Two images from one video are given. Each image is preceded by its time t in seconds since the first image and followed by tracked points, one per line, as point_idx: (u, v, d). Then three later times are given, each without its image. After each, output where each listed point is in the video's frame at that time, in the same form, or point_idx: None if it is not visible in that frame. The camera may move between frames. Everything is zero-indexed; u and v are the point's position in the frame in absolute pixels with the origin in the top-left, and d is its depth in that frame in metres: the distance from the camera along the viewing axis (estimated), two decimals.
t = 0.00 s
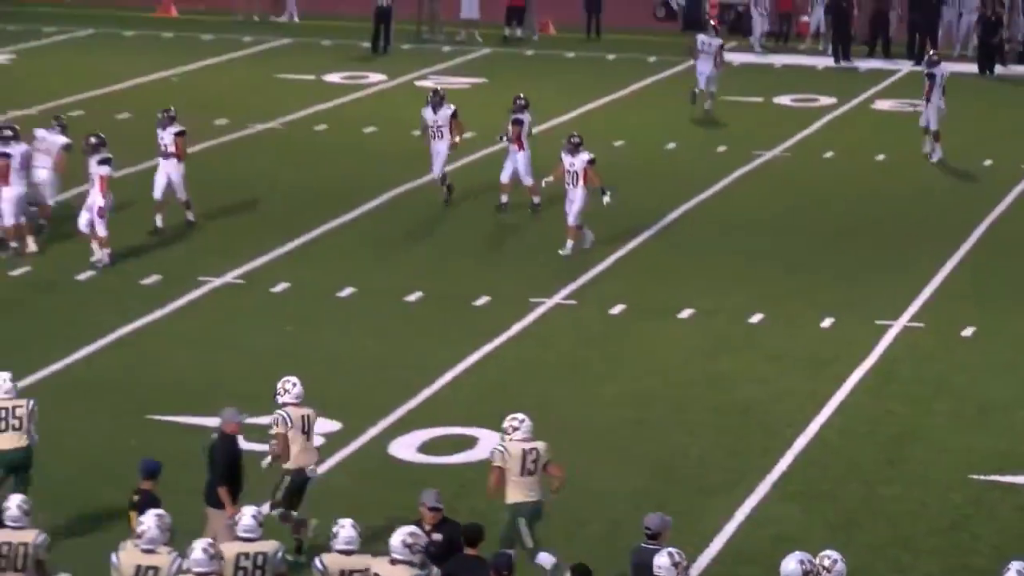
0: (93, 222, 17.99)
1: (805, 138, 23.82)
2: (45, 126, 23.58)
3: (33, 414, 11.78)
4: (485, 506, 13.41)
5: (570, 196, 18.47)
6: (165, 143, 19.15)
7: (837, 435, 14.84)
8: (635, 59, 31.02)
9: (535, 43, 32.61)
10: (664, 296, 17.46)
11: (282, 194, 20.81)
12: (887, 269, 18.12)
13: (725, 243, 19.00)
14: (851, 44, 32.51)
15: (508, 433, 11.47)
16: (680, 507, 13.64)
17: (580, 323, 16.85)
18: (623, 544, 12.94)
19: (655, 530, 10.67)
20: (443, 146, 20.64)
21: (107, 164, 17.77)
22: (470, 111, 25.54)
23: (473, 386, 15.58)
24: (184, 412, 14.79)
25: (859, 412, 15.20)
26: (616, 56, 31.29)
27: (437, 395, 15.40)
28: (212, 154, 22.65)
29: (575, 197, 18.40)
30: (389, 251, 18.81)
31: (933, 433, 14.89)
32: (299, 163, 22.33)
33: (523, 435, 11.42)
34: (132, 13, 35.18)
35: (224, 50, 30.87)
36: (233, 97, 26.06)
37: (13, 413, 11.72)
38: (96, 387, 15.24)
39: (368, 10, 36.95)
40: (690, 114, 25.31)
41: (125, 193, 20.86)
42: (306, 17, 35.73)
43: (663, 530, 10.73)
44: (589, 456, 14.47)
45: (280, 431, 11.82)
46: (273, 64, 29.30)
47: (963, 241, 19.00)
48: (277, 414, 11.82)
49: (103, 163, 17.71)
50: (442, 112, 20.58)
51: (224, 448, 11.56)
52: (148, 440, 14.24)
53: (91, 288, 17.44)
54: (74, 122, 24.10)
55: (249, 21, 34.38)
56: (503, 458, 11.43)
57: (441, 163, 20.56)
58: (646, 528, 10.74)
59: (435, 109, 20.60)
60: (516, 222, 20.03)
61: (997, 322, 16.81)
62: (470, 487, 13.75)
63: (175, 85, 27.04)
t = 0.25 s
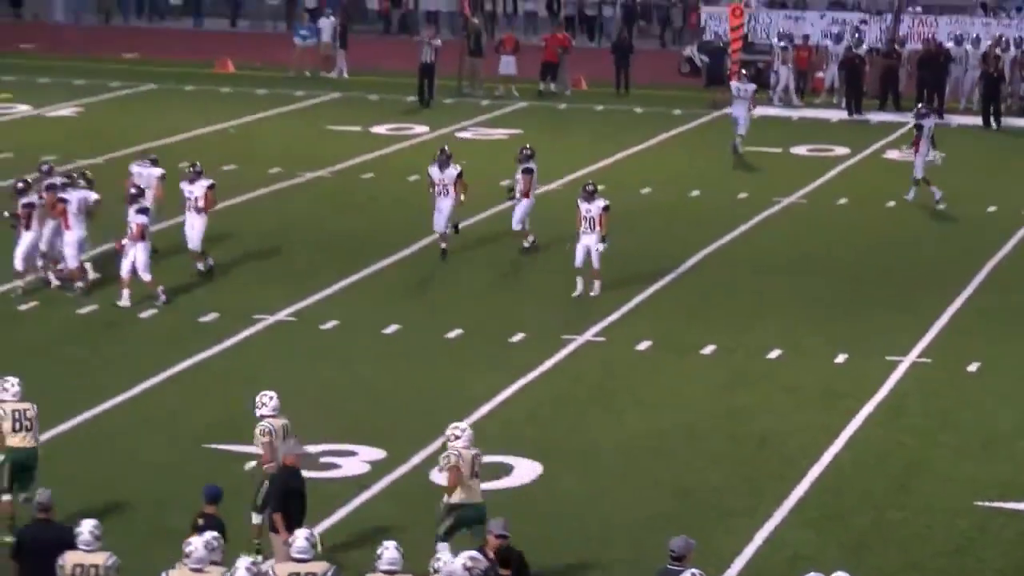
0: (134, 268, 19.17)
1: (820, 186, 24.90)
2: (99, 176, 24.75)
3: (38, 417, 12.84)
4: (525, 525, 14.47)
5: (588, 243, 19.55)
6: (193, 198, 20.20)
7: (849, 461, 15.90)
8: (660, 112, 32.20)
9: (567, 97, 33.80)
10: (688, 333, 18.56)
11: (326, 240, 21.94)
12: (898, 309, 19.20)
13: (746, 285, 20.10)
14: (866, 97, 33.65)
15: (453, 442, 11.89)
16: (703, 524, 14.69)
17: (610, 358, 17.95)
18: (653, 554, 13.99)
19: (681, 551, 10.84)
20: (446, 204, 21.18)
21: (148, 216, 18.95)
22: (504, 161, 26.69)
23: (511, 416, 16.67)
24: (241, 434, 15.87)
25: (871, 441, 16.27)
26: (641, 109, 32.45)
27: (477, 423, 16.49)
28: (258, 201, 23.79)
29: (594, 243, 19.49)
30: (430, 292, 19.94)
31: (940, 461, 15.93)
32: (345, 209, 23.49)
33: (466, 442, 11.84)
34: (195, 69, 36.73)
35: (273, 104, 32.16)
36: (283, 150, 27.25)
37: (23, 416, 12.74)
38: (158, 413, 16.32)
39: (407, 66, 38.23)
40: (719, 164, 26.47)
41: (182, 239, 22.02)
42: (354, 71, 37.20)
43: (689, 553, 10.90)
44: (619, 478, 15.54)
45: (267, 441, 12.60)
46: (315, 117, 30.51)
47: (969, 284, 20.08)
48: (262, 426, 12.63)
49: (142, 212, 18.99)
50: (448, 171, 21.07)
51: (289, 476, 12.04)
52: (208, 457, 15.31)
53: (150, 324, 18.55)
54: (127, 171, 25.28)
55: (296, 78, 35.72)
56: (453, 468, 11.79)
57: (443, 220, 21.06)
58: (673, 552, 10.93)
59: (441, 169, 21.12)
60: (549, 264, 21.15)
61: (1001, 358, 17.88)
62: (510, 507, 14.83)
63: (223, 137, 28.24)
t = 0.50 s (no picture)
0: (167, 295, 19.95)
1: (835, 217, 25.82)
2: (151, 209, 25.82)
3: (48, 413, 14.32)
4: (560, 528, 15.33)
5: (601, 274, 20.34)
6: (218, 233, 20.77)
7: (866, 472, 16.76)
8: (685, 147, 33.15)
9: (596, 132, 34.83)
10: (711, 356, 19.48)
11: (365, 270, 22.89)
12: (911, 335, 20.11)
13: (766, 311, 21.01)
14: (881, 133, 34.61)
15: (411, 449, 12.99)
16: (729, 525, 15.54)
17: (637, 380, 18.85)
18: (681, 553, 14.84)
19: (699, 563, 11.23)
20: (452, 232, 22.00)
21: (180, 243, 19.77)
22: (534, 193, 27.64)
23: (545, 431, 17.56)
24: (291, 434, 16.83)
25: (886, 455, 17.14)
26: (667, 144, 33.47)
27: (514, 437, 17.37)
28: (301, 231, 24.81)
29: (606, 275, 20.28)
30: (465, 317, 20.87)
31: (951, 473, 16.79)
32: (383, 240, 24.44)
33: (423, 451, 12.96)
34: (244, 108, 37.99)
35: (318, 139, 33.33)
36: (322, 183, 28.24)
37: (33, 409, 14.24)
38: (212, 422, 17.28)
39: (444, 104, 39.35)
40: (741, 197, 27.42)
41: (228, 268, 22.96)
42: (395, 109, 38.38)
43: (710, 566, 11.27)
44: (648, 485, 16.40)
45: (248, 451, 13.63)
46: (357, 152, 31.59)
47: (978, 311, 20.99)
48: (243, 438, 13.64)
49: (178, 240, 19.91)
50: (451, 200, 21.88)
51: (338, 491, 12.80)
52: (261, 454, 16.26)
53: (199, 347, 19.51)
54: (175, 204, 26.35)
55: (340, 116, 36.93)
56: (411, 473, 12.99)
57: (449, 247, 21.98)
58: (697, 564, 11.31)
59: (446, 197, 21.93)
60: (579, 291, 22.06)
61: (1008, 381, 18.78)
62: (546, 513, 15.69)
63: (270, 171, 29.34)
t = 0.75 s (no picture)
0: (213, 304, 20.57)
1: (869, 229, 26.57)
2: (214, 220, 26.77)
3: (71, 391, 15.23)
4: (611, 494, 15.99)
5: (633, 280, 21.16)
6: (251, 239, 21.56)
7: (903, 456, 17.45)
8: (726, 160, 33.92)
9: (641, 146, 35.68)
10: (749, 362, 20.26)
11: (419, 277, 23.72)
12: (941, 342, 20.89)
13: (802, 320, 21.78)
14: (914, 148, 35.39)
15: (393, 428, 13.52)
16: (773, 494, 16.20)
17: (680, 380, 19.60)
18: (728, 518, 15.49)
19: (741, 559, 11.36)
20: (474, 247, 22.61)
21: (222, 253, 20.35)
22: (580, 206, 28.41)
23: (594, 415, 18.26)
24: (351, 422, 17.63)
25: (920, 444, 17.85)
26: (708, 158, 34.26)
27: (564, 418, 18.07)
28: (359, 241, 25.71)
29: (637, 281, 21.13)
30: (512, 324, 21.67)
31: (983, 459, 17.49)
32: (434, 251, 25.22)
33: (405, 428, 13.47)
34: (303, 122, 39.16)
35: (375, 152, 34.32)
36: (376, 195, 29.05)
37: (59, 389, 15.16)
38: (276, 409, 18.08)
39: (493, 119, 40.30)
40: (779, 209, 28.20)
41: (284, 276, 23.76)
42: (447, 124, 39.37)
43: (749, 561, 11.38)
44: (695, 459, 17.06)
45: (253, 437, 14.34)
46: (412, 165, 32.52)
47: (1005, 320, 21.77)
48: (249, 425, 14.35)
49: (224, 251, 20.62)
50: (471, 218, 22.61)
51: (399, 491, 13.40)
52: (324, 439, 17.08)
53: (262, 348, 20.35)
54: (237, 215, 27.28)
55: (396, 131, 37.95)
56: (390, 449, 13.43)
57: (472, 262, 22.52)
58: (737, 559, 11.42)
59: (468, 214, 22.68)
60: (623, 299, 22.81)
61: None
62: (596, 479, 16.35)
63: (328, 183, 30.28)
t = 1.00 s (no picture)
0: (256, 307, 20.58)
1: (924, 234, 26.55)
2: (271, 225, 26.95)
3: (91, 379, 15.71)
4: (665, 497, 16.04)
5: (674, 289, 21.00)
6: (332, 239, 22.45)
7: (957, 460, 17.45)
8: (781, 165, 33.93)
9: (695, 151, 35.72)
10: (804, 366, 20.28)
11: (475, 281, 23.81)
12: (997, 347, 20.87)
13: (858, 324, 21.79)
14: (970, 154, 35.34)
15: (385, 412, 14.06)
16: (827, 498, 16.23)
17: (735, 384, 19.63)
18: (782, 520, 15.53)
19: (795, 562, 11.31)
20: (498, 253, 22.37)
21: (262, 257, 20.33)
22: (635, 210, 28.47)
23: (649, 418, 18.32)
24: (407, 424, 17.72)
25: (975, 446, 17.84)
26: (764, 163, 34.26)
27: (618, 422, 18.13)
28: (414, 245, 25.83)
29: (679, 289, 20.96)
30: (568, 328, 21.73)
31: None
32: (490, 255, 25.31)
33: (395, 413, 14.02)
34: (360, 126, 39.37)
35: (431, 156, 34.47)
36: (431, 200, 29.15)
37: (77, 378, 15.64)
38: (331, 410, 18.19)
39: (548, 124, 40.38)
40: (833, 214, 28.20)
41: (341, 280, 23.87)
42: (502, 128, 39.50)
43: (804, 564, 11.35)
44: (749, 463, 17.10)
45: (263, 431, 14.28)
46: (468, 169, 32.65)
47: None
48: (260, 419, 14.25)
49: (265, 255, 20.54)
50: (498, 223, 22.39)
51: (470, 496, 13.11)
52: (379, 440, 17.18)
53: (317, 350, 20.45)
54: (294, 219, 27.44)
55: (452, 135, 38.11)
56: (388, 432, 13.98)
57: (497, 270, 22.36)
58: (791, 563, 11.38)
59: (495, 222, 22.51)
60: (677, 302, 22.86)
61: None
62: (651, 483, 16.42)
63: (385, 187, 30.43)
